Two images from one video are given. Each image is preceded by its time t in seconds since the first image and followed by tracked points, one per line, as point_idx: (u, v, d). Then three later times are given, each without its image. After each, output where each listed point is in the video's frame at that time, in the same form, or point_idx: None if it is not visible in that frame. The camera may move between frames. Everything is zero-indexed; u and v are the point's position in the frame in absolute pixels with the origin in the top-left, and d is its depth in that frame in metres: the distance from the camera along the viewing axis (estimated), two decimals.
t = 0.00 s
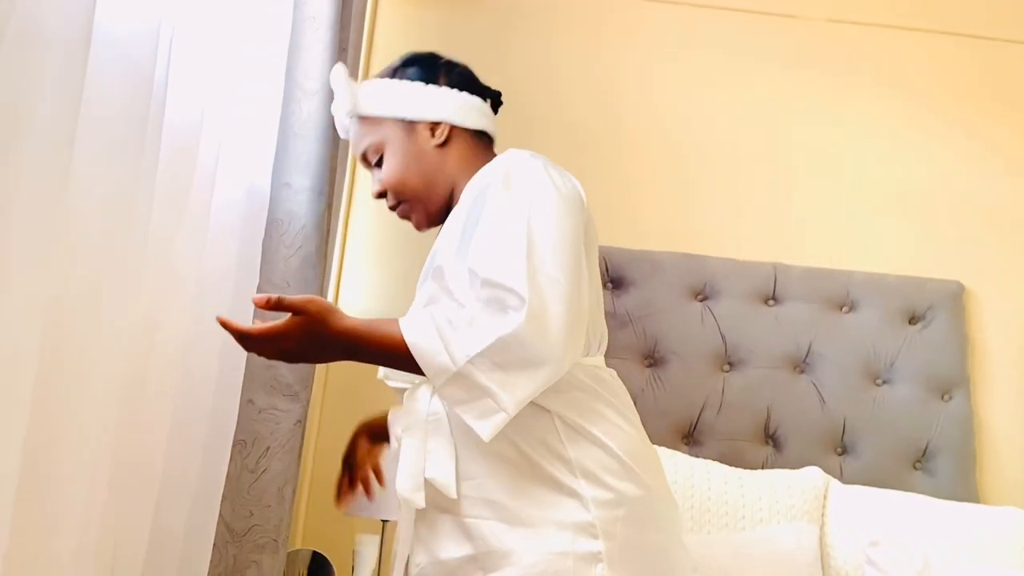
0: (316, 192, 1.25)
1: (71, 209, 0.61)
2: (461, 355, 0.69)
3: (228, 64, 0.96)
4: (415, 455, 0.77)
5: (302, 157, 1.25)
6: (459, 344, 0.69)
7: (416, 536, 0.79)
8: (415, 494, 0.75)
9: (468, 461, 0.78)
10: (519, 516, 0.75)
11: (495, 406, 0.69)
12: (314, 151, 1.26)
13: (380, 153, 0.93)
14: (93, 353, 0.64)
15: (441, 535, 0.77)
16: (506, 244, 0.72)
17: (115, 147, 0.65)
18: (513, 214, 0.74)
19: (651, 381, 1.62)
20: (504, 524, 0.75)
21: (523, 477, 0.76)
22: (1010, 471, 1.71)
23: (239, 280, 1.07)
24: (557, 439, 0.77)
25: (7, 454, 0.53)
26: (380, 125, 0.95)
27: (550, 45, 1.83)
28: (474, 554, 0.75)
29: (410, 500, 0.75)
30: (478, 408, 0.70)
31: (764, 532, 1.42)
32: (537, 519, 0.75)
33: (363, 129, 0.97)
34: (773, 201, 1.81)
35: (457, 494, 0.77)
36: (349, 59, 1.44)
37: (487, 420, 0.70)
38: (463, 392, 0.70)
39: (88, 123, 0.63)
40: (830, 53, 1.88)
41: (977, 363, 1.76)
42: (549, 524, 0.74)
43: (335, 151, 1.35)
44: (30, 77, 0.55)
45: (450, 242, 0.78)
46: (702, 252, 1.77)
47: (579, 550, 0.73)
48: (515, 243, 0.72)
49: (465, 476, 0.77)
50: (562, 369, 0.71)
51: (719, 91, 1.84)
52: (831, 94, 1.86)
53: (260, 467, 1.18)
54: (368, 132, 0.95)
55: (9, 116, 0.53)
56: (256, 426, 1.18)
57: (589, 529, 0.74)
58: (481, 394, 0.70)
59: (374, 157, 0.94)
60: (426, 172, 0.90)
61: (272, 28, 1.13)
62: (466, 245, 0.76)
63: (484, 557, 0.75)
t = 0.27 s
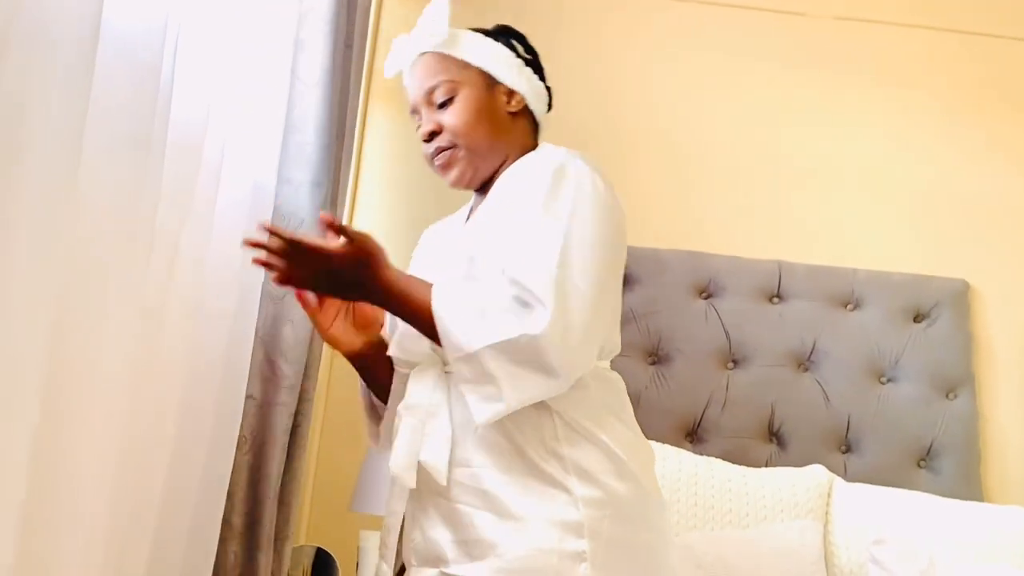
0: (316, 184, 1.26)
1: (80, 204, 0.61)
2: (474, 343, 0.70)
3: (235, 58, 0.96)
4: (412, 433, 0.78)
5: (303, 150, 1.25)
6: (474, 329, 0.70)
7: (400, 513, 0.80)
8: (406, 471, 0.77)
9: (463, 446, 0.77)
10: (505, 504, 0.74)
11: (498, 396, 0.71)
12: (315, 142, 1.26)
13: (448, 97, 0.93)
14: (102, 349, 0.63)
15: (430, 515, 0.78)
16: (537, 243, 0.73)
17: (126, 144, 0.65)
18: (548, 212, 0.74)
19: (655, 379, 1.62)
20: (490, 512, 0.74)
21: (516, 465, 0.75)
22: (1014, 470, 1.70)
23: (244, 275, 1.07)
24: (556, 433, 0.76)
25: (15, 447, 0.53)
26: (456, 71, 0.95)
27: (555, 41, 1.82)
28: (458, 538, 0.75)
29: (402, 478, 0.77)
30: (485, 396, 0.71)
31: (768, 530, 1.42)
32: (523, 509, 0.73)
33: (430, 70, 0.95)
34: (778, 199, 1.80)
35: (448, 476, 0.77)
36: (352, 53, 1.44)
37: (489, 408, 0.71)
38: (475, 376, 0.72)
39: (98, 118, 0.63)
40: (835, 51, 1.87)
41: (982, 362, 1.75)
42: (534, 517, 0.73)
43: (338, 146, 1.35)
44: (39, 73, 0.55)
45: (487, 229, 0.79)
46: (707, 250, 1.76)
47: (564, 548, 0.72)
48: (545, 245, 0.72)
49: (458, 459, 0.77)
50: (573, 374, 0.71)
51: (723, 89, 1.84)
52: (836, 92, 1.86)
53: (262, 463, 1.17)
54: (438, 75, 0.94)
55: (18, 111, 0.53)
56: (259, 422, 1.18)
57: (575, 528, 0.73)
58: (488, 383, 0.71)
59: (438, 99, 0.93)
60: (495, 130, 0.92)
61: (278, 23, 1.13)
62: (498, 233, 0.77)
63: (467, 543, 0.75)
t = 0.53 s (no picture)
0: (320, 182, 1.26)
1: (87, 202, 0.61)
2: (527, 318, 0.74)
3: (241, 57, 0.96)
4: (474, 423, 0.78)
5: (307, 149, 1.25)
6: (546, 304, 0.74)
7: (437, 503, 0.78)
8: (471, 464, 0.76)
9: (519, 442, 0.78)
10: (570, 507, 0.76)
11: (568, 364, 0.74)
12: (320, 142, 1.26)
13: (513, 79, 0.96)
14: (110, 347, 0.64)
15: (470, 510, 0.77)
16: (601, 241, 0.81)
17: (136, 144, 0.65)
18: (611, 210, 0.82)
19: (658, 378, 1.62)
20: (547, 512, 0.76)
21: (573, 471, 0.78)
22: (1018, 469, 1.70)
23: (249, 273, 1.08)
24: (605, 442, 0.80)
25: (26, 444, 0.53)
26: (528, 59, 0.98)
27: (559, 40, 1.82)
28: (506, 534, 0.75)
29: (466, 469, 0.76)
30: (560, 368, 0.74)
31: (771, 528, 1.42)
32: (581, 513, 0.76)
33: (502, 48, 0.98)
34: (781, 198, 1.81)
35: (507, 472, 0.77)
36: (358, 52, 1.44)
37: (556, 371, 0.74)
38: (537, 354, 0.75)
39: (106, 116, 0.63)
40: (838, 50, 1.88)
41: (984, 360, 1.75)
42: (591, 521, 0.76)
43: (342, 145, 1.35)
44: (49, 71, 0.55)
45: (537, 224, 0.87)
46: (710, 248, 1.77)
47: (607, 549, 0.76)
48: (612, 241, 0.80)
49: (521, 458, 0.77)
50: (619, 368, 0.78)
51: (726, 88, 1.85)
52: (839, 91, 1.86)
53: (265, 461, 1.18)
54: (509, 55, 0.97)
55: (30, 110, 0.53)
56: (264, 420, 1.19)
57: (613, 530, 0.77)
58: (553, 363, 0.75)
59: (503, 79, 0.96)
60: (550, 129, 0.97)
61: (283, 22, 1.13)
62: (552, 229, 0.85)
63: (515, 540, 0.75)
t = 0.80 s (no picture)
0: (326, 184, 1.26)
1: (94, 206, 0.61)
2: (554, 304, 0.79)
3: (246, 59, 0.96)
4: (505, 418, 0.81)
5: (313, 150, 1.26)
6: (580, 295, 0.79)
7: (465, 497, 0.81)
8: (503, 458, 0.80)
9: (543, 440, 0.82)
10: (586, 503, 0.81)
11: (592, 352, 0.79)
12: (326, 143, 1.26)
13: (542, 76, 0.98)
14: (117, 350, 0.64)
15: (491, 506, 0.81)
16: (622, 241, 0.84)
17: (143, 148, 0.65)
18: (643, 214, 0.86)
19: (660, 377, 1.63)
20: (566, 507, 0.80)
21: (585, 468, 0.83)
22: (1019, 468, 1.70)
23: (254, 274, 1.08)
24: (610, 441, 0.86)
25: (36, 447, 0.53)
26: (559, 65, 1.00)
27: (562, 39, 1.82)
28: (527, 530, 0.79)
29: (496, 462, 0.80)
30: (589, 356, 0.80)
31: (773, 527, 1.43)
32: (595, 510, 0.81)
33: (535, 49, 0.99)
34: (783, 198, 1.81)
35: (531, 468, 0.81)
36: (361, 53, 1.45)
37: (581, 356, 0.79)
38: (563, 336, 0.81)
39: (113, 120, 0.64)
40: (840, 50, 1.88)
41: (986, 359, 1.76)
42: (603, 518, 0.82)
43: (346, 145, 1.36)
44: (58, 78, 0.55)
45: (561, 223, 0.90)
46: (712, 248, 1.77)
47: (618, 543, 0.82)
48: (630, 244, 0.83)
49: (544, 455, 0.81)
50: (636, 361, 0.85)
51: (729, 88, 1.85)
52: (841, 91, 1.87)
53: (271, 460, 1.18)
54: (543, 57, 0.99)
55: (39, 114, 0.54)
56: (269, 419, 1.19)
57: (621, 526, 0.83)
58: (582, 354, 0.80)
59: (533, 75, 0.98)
60: (568, 133, 0.98)
61: (287, 23, 1.14)
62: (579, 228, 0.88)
63: (537, 536, 0.79)
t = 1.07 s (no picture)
0: (329, 188, 1.28)
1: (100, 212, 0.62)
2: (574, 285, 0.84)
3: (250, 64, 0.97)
4: (503, 414, 0.83)
5: (317, 154, 1.27)
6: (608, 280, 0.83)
7: (460, 489, 0.82)
8: (501, 451, 0.81)
9: (537, 437, 0.85)
10: (574, 502, 0.84)
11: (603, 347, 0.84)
12: (330, 147, 1.28)
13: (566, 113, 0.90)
14: (121, 357, 0.64)
15: (484, 500, 0.83)
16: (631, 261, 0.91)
17: (149, 155, 0.66)
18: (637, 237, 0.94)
19: (663, 379, 1.62)
20: (556, 503, 0.83)
21: (574, 468, 0.85)
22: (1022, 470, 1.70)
23: (257, 276, 1.09)
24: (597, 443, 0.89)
25: (41, 449, 0.54)
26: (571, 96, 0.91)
27: (565, 41, 1.83)
28: (518, 526, 0.81)
29: (495, 456, 0.81)
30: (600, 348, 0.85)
31: (774, 529, 1.42)
32: (582, 509, 0.84)
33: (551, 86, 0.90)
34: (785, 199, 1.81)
35: (523, 463, 0.83)
36: (364, 56, 1.45)
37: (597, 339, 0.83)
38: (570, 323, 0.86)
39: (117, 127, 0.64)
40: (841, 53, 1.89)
41: (988, 361, 1.76)
42: (590, 517, 0.84)
43: (349, 148, 1.37)
44: (63, 87, 0.56)
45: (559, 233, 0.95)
46: (715, 250, 1.77)
47: (602, 543, 0.85)
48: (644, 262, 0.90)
49: (538, 451, 0.84)
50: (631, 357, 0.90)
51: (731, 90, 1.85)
52: (843, 93, 1.87)
53: (275, 462, 1.19)
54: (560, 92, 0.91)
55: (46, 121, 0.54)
56: (273, 422, 1.20)
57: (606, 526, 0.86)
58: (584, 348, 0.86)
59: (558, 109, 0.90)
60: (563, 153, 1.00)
61: (290, 28, 1.14)
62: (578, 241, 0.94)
63: (528, 533, 0.81)
